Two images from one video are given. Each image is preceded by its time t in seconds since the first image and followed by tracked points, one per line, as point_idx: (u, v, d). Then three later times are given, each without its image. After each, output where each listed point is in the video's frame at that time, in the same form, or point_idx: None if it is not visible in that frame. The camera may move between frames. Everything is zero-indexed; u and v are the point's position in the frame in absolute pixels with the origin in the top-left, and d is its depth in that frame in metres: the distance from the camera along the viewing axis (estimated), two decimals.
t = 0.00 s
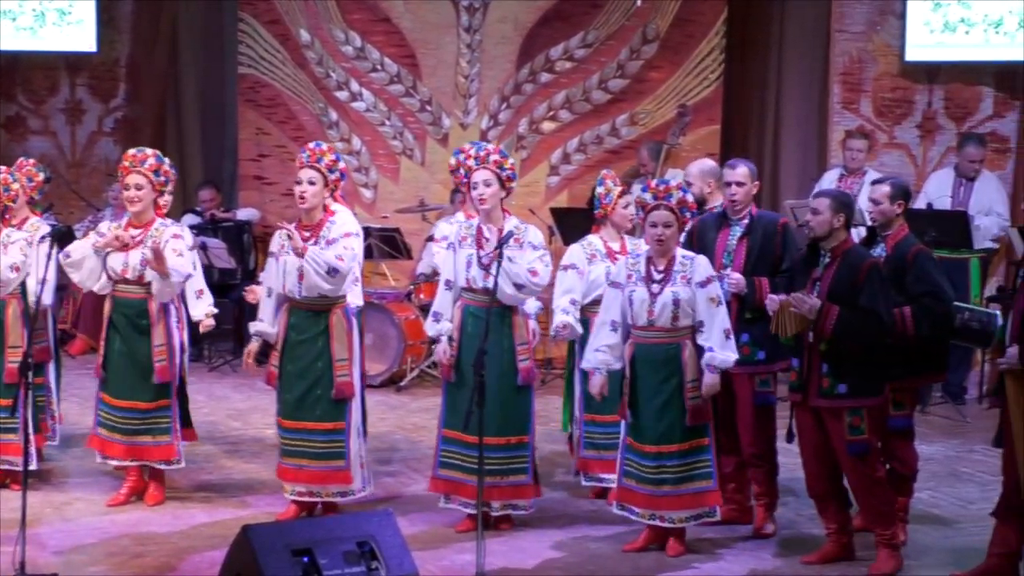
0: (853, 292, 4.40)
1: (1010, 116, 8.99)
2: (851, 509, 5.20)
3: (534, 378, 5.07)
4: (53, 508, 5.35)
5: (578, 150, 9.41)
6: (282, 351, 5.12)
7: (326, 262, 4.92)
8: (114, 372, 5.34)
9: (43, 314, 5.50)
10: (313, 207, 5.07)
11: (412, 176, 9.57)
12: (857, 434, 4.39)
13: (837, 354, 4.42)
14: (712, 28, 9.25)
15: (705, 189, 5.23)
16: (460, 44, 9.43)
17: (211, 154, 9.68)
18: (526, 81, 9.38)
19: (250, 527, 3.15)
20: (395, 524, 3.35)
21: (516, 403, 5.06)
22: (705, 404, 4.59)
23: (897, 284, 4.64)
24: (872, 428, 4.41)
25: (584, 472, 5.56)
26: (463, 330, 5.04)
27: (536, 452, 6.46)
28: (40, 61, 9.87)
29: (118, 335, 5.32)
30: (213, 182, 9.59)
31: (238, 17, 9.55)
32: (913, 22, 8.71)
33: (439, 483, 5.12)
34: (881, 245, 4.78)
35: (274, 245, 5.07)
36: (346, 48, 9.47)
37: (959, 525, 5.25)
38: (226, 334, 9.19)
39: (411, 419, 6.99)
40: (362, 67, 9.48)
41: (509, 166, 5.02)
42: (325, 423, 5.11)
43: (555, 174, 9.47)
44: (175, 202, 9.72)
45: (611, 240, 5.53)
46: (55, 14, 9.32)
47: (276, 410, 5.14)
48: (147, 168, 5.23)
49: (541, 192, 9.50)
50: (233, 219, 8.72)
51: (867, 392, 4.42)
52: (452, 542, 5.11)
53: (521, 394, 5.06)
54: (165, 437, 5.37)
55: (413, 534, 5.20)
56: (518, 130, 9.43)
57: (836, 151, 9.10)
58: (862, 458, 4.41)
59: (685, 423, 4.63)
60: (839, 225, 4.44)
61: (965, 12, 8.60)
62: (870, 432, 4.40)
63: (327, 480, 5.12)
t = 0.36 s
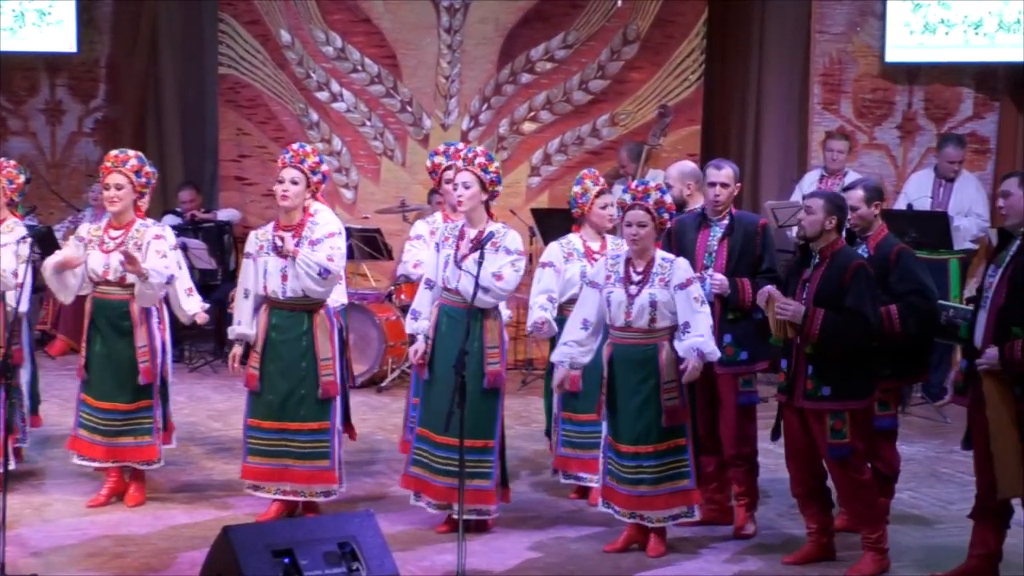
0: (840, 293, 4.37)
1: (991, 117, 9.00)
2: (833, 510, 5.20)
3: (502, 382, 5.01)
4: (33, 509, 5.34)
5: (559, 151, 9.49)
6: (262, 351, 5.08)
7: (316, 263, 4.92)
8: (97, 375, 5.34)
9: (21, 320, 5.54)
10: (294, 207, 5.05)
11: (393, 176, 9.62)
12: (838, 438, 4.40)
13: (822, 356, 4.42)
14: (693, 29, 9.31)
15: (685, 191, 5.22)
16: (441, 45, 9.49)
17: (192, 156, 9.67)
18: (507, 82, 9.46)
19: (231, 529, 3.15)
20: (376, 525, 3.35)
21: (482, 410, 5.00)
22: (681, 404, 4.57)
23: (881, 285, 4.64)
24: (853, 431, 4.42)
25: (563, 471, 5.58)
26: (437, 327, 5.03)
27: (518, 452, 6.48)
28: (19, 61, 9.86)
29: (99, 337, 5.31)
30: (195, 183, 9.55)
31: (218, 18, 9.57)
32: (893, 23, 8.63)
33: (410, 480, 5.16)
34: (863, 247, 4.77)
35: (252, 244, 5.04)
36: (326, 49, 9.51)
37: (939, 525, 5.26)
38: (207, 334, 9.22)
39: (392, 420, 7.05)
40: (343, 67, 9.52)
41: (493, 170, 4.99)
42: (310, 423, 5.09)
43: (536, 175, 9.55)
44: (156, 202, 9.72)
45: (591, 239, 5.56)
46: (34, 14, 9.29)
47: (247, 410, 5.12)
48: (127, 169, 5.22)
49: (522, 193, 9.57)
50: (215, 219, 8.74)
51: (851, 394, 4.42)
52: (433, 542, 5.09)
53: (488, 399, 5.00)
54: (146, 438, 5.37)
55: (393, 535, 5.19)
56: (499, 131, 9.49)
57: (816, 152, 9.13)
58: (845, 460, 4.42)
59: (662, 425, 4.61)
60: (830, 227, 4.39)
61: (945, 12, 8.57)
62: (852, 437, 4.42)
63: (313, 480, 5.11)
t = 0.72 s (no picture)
0: (840, 293, 4.36)
1: (977, 117, 8.99)
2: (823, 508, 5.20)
3: (484, 382, 5.00)
4: (19, 510, 5.33)
5: (546, 151, 9.51)
6: (251, 350, 5.05)
7: (305, 262, 4.93)
8: (85, 376, 5.33)
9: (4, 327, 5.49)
10: (281, 207, 5.03)
11: (380, 176, 9.63)
12: (843, 440, 4.36)
13: (828, 356, 4.42)
14: (680, 29, 9.38)
15: (670, 192, 5.24)
16: (427, 45, 9.52)
17: (178, 154, 9.64)
18: (494, 82, 9.48)
19: (218, 528, 3.12)
20: (363, 525, 3.34)
21: (464, 411, 4.98)
22: (668, 409, 4.57)
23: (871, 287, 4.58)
24: (859, 433, 4.38)
25: (540, 467, 5.66)
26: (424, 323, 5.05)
27: (505, 452, 6.49)
28: (5, 61, 9.85)
29: (86, 338, 5.31)
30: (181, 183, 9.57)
31: (204, 18, 9.58)
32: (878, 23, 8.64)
33: (394, 477, 5.16)
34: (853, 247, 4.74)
35: (239, 243, 5.02)
36: (313, 49, 9.52)
37: (926, 525, 5.26)
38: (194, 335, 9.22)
39: (378, 420, 7.07)
40: (329, 67, 9.53)
41: (483, 173, 5.00)
42: (297, 423, 5.08)
43: (523, 175, 9.56)
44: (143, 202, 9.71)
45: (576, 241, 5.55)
46: (20, 14, 9.28)
47: (236, 410, 5.09)
48: (112, 170, 5.23)
49: (509, 193, 9.59)
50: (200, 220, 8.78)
51: (859, 394, 4.37)
52: (421, 542, 5.08)
53: (470, 400, 5.00)
54: (134, 438, 5.37)
55: (381, 534, 5.19)
56: (485, 131, 9.52)
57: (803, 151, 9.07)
58: (848, 462, 4.38)
59: (647, 430, 4.60)
60: (833, 225, 4.39)
61: (931, 13, 8.57)
62: (857, 439, 4.37)
63: (301, 481, 5.10)
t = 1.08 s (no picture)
0: (843, 298, 4.36)
1: (966, 118, 8.95)
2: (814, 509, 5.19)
3: (473, 383, 4.99)
4: (8, 511, 5.32)
5: (536, 152, 9.51)
6: (242, 350, 5.04)
7: (296, 261, 4.93)
8: (76, 377, 5.32)
9: None
10: (273, 208, 5.03)
11: (370, 177, 9.62)
12: (842, 444, 4.38)
13: (831, 361, 4.39)
14: (670, 30, 9.37)
15: (667, 191, 5.19)
16: (417, 45, 9.52)
17: (167, 156, 9.66)
18: (484, 83, 9.49)
19: (207, 529, 3.11)
20: (353, 526, 3.34)
21: (455, 410, 4.98)
22: (654, 417, 4.52)
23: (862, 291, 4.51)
24: (858, 437, 4.40)
25: (532, 466, 5.70)
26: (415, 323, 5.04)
27: (495, 453, 6.49)
28: None
29: (76, 340, 5.30)
30: (170, 183, 9.61)
31: (194, 18, 9.57)
32: (869, 24, 8.69)
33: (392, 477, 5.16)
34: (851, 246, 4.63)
35: (230, 242, 5.03)
36: (303, 49, 9.52)
37: (916, 525, 5.26)
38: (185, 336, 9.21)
39: (369, 421, 7.08)
40: (319, 68, 9.53)
41: (476, 176, 5.01)
42: (289, 423, 5.07)
43: (513, 175, 9.57)
44: (133, 203, 9.71)
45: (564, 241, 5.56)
46: (10, 14, 9.28)
47: (228, 411, 5.08)
48: (99, 173, 5.25)
49: (500, 194, 9.60)
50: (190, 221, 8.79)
51: (860, 399, 4.36)
52: (411, 543, 5.08)
53: (462, 400, 4.99)
54: (126, 438, 5.36)
55: (371, 535, 5.18)
56: (476, 132, 9.52)
57: (793, 152, 9.13)
58: (846, 467, 4.40)
59: (632, 435, 4.57)
60: (833, 229, 4.36)
61: (920, 14, 8.56)
62: (856, 443, 4.40)
63: (294, 481, 5.09)
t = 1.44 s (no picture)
0: (839, 302, 4.30)
1: (956, 119, 8.93)
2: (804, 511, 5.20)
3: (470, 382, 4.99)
4: None
5: (526, 153, 9.53)
6: (233, 351, 5.03)
7: (286, 257, 4.91)
8: (65, 378, 5.32)
9: None
10: (266, 210, 5.02)
11: (360, 178, 9.62)
12: (833, 446, 4.35)
13: (824, 366, 4.35)
14: (660, 31, 9.39)
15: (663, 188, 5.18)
16: (407, 46, 9.51)
17: (157, 153, 9.69)
18: (474, 84, 9.49)
19: (196, 530, 3.02)
20: (343, 527, 3.25)
21: (448, 411, 4.97)
22: (639, 420, 4.50)
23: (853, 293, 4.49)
24: (849, 439, 4.36)
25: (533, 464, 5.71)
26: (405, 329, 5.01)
27: (485, 454, 6.50)
28: None
29: (65, 340, 5.30)
30: (161, 184, 9.61)
31: (183, 19, 9.55)
32: (859, 25, 8.70)
33: (387, 480, 5.16)
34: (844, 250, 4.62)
35: (221, 241, 5.05)
36: (293, 50, 9.51)
37: (904, 527, 5.27)
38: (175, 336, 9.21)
39: (359, 422, 7.09)
40: (309, 69, 9.52)
41: (468, 175, 5.05)
42: (282, 424, 5.07)
43: (503, 177, 9.57)
44: (123, 203, 9.70)
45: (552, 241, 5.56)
46: None
47: (219, 412, 5.08)
48: (89, 174, 5.25)
49: (490, 195, 9.61)
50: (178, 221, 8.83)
51: (851, 404, 4.34)
52: (401, 544, 5.08)
53: (457, 400, 4.99)
54: (116, 439, 5.36)
55: (360, 536, 5.18)
56: (465, 133, 9.52)
57: (783, 153, 9.11)
58: (836, 469, 4.36)
59: (617, 437, 4.57)
60: (830, 233, 4.31)
61: (910, 15, 8.55)
62: (847, 445, 4.36)
63: (287, 481, 5.09)
